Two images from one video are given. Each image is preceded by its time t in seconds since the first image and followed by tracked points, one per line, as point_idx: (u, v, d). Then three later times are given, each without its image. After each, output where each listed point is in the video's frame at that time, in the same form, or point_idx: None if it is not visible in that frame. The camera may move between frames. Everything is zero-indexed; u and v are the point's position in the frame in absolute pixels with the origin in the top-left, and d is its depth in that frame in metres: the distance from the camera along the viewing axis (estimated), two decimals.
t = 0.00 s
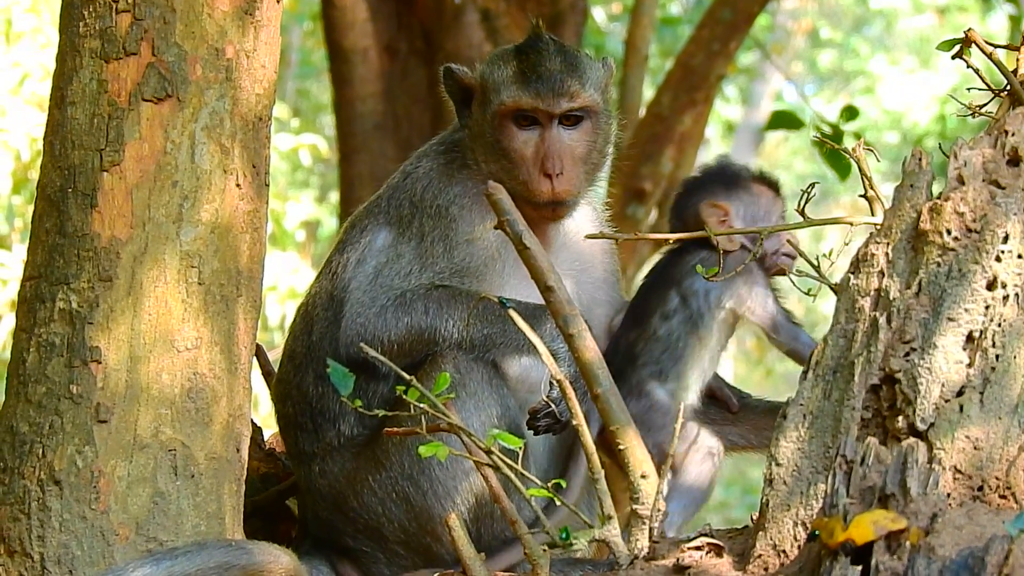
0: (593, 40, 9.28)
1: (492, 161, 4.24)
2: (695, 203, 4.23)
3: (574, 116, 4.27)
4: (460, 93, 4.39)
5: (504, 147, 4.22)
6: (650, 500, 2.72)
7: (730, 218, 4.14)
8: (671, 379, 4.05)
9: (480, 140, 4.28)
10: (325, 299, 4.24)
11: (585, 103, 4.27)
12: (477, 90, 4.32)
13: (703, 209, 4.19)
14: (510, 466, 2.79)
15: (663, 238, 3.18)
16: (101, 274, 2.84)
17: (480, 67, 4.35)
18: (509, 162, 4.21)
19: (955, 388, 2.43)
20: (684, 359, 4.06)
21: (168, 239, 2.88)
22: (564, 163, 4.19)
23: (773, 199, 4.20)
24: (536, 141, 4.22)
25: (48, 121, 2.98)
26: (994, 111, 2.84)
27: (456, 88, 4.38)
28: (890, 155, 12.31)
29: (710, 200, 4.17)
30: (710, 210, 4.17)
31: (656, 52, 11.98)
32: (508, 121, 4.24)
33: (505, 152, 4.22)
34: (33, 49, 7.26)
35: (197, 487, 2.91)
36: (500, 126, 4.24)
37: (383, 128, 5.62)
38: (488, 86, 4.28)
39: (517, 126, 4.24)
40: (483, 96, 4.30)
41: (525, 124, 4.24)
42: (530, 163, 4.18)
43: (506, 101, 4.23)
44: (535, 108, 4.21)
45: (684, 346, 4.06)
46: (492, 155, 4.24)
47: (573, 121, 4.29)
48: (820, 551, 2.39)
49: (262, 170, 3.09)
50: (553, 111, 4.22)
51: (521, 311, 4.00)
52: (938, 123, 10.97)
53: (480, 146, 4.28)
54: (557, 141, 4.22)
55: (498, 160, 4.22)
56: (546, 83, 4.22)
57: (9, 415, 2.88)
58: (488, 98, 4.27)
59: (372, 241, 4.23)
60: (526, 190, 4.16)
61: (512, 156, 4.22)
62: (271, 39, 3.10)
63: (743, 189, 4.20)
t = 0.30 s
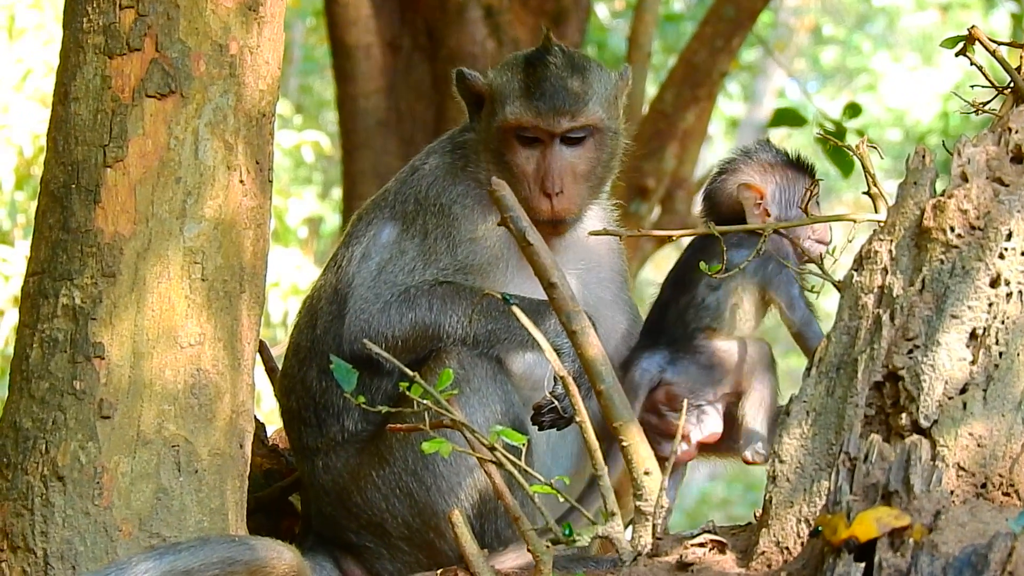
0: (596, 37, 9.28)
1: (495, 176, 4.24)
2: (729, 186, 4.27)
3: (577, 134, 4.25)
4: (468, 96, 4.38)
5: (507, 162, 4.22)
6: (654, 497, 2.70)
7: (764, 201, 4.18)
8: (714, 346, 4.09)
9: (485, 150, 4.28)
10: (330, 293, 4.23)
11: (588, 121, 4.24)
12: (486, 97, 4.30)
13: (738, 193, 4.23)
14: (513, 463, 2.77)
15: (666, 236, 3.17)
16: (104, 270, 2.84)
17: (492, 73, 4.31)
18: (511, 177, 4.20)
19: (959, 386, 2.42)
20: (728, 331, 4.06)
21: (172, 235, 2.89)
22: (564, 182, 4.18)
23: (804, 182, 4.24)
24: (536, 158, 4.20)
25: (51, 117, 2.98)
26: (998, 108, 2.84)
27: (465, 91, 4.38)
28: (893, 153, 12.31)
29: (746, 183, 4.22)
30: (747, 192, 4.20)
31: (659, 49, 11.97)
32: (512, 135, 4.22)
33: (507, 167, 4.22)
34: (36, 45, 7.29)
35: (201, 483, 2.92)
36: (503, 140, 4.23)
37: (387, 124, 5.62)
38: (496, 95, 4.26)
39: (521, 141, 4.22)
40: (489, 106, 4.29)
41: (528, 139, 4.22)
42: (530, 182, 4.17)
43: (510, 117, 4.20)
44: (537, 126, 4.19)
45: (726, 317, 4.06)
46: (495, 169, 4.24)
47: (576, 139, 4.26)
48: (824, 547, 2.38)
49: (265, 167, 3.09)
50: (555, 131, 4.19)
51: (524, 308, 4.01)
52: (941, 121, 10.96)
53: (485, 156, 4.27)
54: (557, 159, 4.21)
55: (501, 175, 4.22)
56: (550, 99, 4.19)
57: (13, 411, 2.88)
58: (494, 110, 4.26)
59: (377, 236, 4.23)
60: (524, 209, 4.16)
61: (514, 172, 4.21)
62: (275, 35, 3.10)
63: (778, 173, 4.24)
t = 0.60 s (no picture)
0: (599, 36, 9.28)
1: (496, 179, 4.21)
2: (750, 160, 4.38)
3: (578, 139, 4.26)
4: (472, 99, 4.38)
5: (508, 165, 4.20)
6: (656, 497, 2.70)
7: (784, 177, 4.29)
8: (745, 319, 4.18)
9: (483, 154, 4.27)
10: (331, 293, 4.24)
11: (590, 126, 4.25)
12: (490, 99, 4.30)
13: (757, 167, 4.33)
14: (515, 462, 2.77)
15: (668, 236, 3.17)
16: (106, 270, 2.84)
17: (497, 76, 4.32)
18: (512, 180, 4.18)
19: (961, 385, 2.41)
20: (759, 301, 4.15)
21: (174, 234, 2.89)
22: (564, 186, 4.15)
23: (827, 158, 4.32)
24: (536, 161, 4.18)
25: (54, 116, 2.98)
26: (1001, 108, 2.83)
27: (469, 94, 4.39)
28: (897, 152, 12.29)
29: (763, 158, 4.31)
30: (764, 168, 4.31)
31: (661, 48, 11.97)
32: (513, 139, 4.21)
33: (508, 171, 4.20)
34: (39, 44, 7.31)
35: (203, 482, 2.92)
36: (504, 144, 4.22)
37: (390, 123, 5.62)
38: (499, 99, 4.27)
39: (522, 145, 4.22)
40: (491, 109, 4.29)
41: (529, 143, 4.21)
42: (529, 185, 4.15)
43: (511, 119, 4.20)
44: (537, 130, 4.18)
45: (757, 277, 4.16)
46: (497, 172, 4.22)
47: (576, 144, 4.27)
48: (827, 548, 2.35)
49: (268, 166, 3.09)
50: (555, 134, 4.19)
51: (526, 306, 4.00)
52: (944, 120, 10.95)
53: (486, 158, 4.26)
54: (556, 163, 4.18)
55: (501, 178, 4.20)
56: (551, 104, 4.20)
57: (15, 410, 2.89)
58: (496, 113, 4.26)
59: (379, 235, 4.24)
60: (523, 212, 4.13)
61: (514, 175, 4.19)
62: (278, 35, 3.10)
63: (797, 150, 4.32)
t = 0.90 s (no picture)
0: (600, 36, 9.27)
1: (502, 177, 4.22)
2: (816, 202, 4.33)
3: (584, 138, 4.24)
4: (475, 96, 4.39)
5: (513, 164, 4.21)
6: (658, 497, 2.71)
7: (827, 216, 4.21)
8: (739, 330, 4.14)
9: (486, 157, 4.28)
10: (333, 295, 4.24)
11: (595, 125, 4.24)
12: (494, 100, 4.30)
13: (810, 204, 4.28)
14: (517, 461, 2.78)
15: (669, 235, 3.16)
16: (108, 269, 2.84)
17: (499, 75, 4.32)
18: (517, 179, 4.18)
19: (963, 385, 2.41)
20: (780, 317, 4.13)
21: (176, 234, 2.89)
22: (571, 185, 4.16)
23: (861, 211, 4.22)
24: (541, 162, 4.19)
25: (56, 116, 2.98)
26: (1003, 107, 2.82)
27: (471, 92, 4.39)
28: (900, 152, 12.28)
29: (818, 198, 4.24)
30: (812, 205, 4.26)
31: (663, 48, 11.96)
32: (517, 139, 4.21)
33: (513, 169, 4.20)
34: (41, 43, 7.31)
35: (205, 481, 2.92)
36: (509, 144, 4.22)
37: (391, 122, 5.62)
38: (503, 98, 4.26)
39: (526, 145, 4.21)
40: (496, 106, 4.28)
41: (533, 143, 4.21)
42: (535, 184, 4.15)
43: (516, 120, 4.20)
44: (542, 129, 4.18)
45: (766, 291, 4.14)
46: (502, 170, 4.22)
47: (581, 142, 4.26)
48: (829, 546, 2.36)
49: (269, 165, 3.09)
50: (558, 134, 4.19)
51: (528, 305, 3.99)
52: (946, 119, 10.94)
53: (491, 157, 4.26)
54: (561, 165, 4.19)
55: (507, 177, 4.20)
56: (556, 103, 4.19)
57: (17, 409, 2.89)
58: (500, 113, 4.26)
59: (381, 236, 4.23)
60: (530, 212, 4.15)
61: (519, 175, 4.20)
62: (279, 34, 3.10)
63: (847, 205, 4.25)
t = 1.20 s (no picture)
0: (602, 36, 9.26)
1: (556, 139, 4.32)
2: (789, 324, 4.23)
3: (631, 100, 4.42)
4: (493, 76, 4.50)
5: (570, 124, 4.32)
6: (661, 496, 2.70)
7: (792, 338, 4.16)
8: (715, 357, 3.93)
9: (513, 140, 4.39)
10: (335, 294, 4.25)
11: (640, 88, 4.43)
12: (523, 72, 4.46)
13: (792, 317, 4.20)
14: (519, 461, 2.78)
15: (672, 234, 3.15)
16: (111, 268, 2.84)
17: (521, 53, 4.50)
18: (578, 138, 4.29)
19: (966, 384, 2.40)
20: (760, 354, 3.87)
21: (179, 233, 2.89)
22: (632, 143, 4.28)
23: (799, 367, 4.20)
24: (606, 116, 4.32)
25: (59, 115, 2.98)
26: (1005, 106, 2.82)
27: (489, 72, 4.50)
28: (902, 151, 12.27)
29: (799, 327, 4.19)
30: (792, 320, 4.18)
31: (665, 47, 11.96)
32: (578, 98, 4.35)
33: (572, 129, 4.31)
34: (43, 43, 7.32)
35: (207, 481, 2.92)
36: (569, 104, 4.35)
37: (394, 122, 5.62)
38: (541, 69, 4.42)
39: (586, 104, 4.35)
40: (539, 79, 4.41)
41: (594, 101, 4.36)
42: (601, 140, 4.26)
43: (579, 77, 4.35)
44: (608, 84, 4.35)
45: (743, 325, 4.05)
46: (558, 132, 4.32)
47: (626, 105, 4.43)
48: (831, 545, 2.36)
49: (272, 165, 3.09)
50: (624, 85, 4.37)
51: (533, 307, 4.01)
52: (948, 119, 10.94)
53: (539, 125, 4.36)
54: (625, 118, 4.33)
55: (565, 136, 4.31)
56: (612, 63, 4.39)
57: (20, 409, 2.89)
58: (554, 75, 4.39)
59: (382, 234, 4.25)
60: (597, 168, 4.24)
61: (580, 135, 4.30)
62: (282, 34, 3.10)
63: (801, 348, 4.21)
